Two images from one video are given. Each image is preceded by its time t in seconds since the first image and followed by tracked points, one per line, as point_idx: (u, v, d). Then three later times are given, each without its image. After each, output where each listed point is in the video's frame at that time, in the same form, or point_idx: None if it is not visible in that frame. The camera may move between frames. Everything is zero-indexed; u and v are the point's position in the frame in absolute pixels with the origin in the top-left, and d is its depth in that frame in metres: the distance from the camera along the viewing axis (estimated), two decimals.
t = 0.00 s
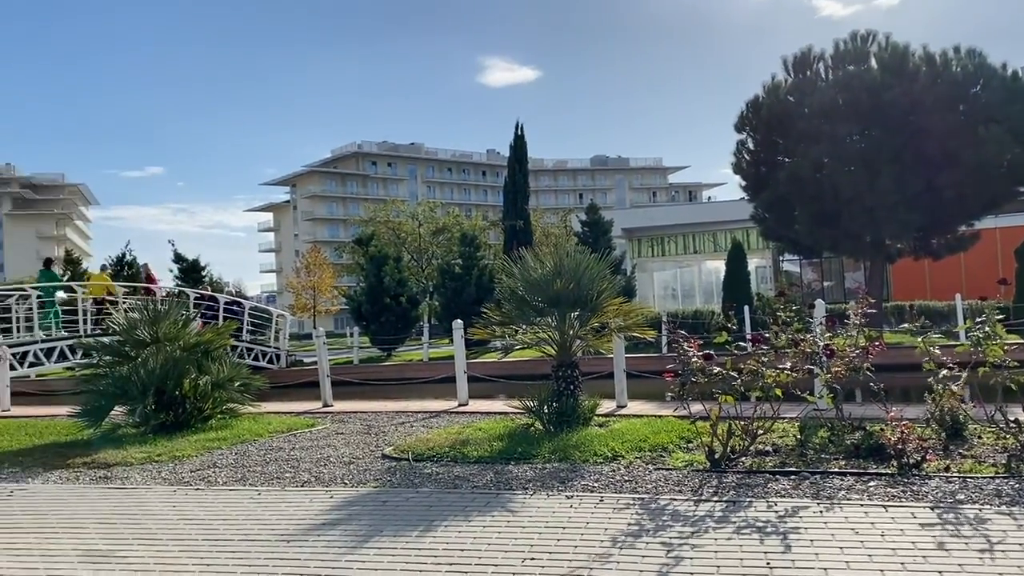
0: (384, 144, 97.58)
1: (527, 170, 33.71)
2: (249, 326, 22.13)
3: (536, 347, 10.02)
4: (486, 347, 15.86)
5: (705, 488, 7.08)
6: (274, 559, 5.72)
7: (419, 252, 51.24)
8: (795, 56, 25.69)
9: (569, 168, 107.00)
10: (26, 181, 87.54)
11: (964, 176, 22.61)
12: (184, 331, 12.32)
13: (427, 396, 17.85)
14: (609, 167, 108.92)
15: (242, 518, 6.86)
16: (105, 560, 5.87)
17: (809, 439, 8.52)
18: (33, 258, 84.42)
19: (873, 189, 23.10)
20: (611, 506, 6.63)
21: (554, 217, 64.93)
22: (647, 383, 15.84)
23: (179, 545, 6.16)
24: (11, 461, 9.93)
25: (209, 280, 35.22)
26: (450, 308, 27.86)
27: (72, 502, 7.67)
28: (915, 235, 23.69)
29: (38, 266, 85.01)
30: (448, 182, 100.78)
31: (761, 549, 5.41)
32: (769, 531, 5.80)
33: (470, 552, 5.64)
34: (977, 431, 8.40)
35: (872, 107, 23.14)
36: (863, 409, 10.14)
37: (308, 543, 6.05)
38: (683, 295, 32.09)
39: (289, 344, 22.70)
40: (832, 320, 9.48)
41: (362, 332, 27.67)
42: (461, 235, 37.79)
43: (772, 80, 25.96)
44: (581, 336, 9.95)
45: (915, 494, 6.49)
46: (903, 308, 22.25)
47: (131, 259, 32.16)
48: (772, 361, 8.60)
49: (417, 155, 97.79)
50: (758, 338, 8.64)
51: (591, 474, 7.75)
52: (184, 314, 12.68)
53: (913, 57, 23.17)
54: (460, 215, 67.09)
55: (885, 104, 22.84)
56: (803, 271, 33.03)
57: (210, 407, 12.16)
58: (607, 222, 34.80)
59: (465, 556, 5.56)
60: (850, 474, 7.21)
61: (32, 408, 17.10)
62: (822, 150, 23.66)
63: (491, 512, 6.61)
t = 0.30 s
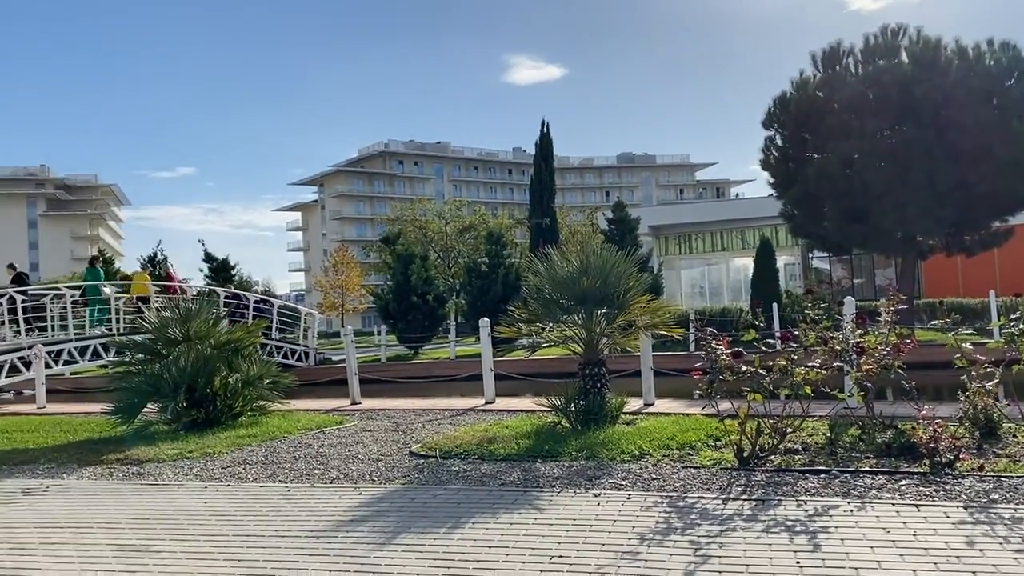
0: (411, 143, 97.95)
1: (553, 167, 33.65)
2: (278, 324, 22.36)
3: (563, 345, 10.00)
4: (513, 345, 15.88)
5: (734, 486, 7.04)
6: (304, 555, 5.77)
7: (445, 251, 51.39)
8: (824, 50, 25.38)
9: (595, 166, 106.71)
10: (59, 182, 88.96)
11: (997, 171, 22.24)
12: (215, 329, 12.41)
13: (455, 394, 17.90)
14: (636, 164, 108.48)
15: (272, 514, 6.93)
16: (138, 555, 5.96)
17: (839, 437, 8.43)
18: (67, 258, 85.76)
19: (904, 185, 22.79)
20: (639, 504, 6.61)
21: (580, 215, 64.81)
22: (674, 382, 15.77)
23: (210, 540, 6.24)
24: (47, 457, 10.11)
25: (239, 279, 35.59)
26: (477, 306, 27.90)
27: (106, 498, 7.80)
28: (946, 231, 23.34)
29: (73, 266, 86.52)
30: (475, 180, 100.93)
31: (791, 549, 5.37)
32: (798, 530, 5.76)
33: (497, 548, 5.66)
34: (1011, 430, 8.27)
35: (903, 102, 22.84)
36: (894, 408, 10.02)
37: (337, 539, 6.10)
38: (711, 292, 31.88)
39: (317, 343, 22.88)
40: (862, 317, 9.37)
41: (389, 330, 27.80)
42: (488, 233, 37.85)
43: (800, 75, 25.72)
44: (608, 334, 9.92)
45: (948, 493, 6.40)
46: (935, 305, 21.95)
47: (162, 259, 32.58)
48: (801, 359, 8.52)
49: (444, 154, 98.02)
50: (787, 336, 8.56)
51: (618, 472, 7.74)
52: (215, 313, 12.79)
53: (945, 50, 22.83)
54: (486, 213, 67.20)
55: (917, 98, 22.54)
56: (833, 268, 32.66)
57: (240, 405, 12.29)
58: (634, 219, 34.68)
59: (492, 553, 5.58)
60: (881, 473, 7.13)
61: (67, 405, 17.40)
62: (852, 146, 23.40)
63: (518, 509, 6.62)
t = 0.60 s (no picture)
0: (435, 141, 98.17)
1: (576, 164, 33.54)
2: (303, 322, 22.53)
3: (587, 343, 9.96)
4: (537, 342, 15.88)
5: (760, 484, 6.99)
6: (330, 550, 5.81)
7: (469, 248, 51.45)
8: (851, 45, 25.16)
9: (619, 162, 106.36)
10: (88, 181, 90.17)
11: None
12: (242, 326, 12.52)
13: (479, 391, 17.93)
14: (660, 161, 107.97)
15: (299, 509, 6.99)
16: (168, 548, 6.03)
17: (867, 435, 8.34)
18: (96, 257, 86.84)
19: (933, 180, 22.42)
20: (664, 502, 6.59)
21: (604, 211, 64.59)
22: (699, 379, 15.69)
23: (239, 535, 6.31)
24: (79, 452, 10.26)
25: (265, 276, 35.89)
26: (501, 304, 27.92)
27: (136, 492, 7.91)
28: (976, 227, 22.94)
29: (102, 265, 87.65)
30: (498, 178, 100.96)
31: (818, 547, 5.33)
32: (826, 528, 5.71)
33: (523, 545, 5.67)
34: None
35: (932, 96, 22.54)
36: (923, 406, 9.90)
37: (363, 534, 6.14)
38: (737, 289, 31.67)
39: (343, 340, 23.02)
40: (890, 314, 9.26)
41: (414, 327, 27.90)
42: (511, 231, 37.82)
43: (827, 71, 25.50)
44: (632, 331, 9.88)
45: (979, 492, 6.31)
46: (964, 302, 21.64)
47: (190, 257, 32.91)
48: (829, 356, 8.44)
49: (467, 152, 98.16)
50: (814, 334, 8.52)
51: (644, 469, 7.71)
52: (241, 310, 12.90)
53: (976, 43, 22.47)
54: (510, 210, 67.21)
55: (946, 91, 22.22)
56: (860, 265, 32.51)
57: (267, 401, 12.41)
58: (658, 216, 34.53)
59: (517, 550, 5.59)
60: (910, 472, 7.05)
61: (97, 401, 17.65)
62: (879, 141, 23.14)
63: (543, 506, 6.63)
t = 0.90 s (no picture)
0: (458, 137, 98.29)
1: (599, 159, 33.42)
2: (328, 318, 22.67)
3: (612, 339, 9.93)
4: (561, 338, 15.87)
5: (786, 481, 6.95)
6: (356, 543, 5.85)
7: (492, 244, 51.45)
8: (878, 39, 24.84)
9: (643, 158, 105.93)
10: (116, 179, 91.27)
11: None
12: (268, 321, 12.62)
13: (503, 387, 17.95)
14: (684, 156, 107.42)
15: (325, 503, 7.04)
16: (196, 541, 6.10)
17: (895, 432, 8.26)
18: (123, 253, 87.78)
19: (963, 175, 22.12)
20: (690, 499, 6.56)
21: (628, 208, 64.39)
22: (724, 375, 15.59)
23: (266, 528, 6.37)
24: (109, 445, 10.41)
25: (290, 273, 36.13)
26: (524, 300, 27.91)
27: (165, 485, 8.01)
28: (1006, 222, 22.65)
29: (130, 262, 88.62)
30: (522, 174, 100.91)
31: (846, 545, 5.29)
32: (853, 526, 5.66)
33: (547, 540, 5.68)
34: None
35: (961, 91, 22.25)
36: (952, 404, 9.78)
37: (388, 528, 6.17)
38: (762, 286, 31.47)
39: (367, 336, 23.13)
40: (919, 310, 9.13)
41: (437, 323, 27.98)
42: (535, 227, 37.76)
43: (854, 64, 25.23)
44: (657, 327, 9.84)
45: (1009, 492, 6.23)
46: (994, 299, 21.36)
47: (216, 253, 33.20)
48: (856, 353, 8.36)
49: (490, 148, 98.22)
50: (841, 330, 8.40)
51: (668, 466, 7.69)
52: (268, 305, 13.01)
53: (1006, 36, 22.10)
54: (534, 207, 67.13)
55: (975, 86, 21.90)
56: (887, 262, 31.95)
57: (292, 396, 12.53)
58: (682, 212, 34.34)
59: (542, 545, 5.60)
60: (939, 470, 6.98)
61: (125, 395, 17.86)
62: (907, 136, 22.89)
63: (567, 501, 6.63)
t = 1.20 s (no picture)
0: (483, 132, 98.31)
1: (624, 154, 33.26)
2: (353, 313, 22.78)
3: (637, 335, 9.89)
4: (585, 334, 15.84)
5: (814, 479, 6.89)
6: (381, 537, 5.88)
7: (516, 240, 51.42)
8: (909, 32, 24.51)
9: (669, 153, 105.33)
10: (145, 174, 92.33)
11: None
12: (294, 316, 12.73)
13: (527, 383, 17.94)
14: (710, 151, 106.67)
15: (350, 497, 7.08)
16: (224, 533, 6.16)
17: (925, 430, 8.16)
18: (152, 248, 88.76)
19: (996, 169, 21.81)
20: (715, 496, 6.53)
21: (652, 202, 64.08)
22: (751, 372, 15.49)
23: (292, 521, 6.42)
24: (139, 438, 10.54)
25: (315, 267, 36.37)
26: (548, 296, 27.87)
27: (193, 478, 8.09)
28: None
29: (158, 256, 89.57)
30: (546, 169, 100.70)
31: (875, 544, 5.24)
32: (882, 525, 5.60)
33: (572, 536, 5.67)
34: None
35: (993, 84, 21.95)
36: (982, 402, 9.65)
37: (413, 523, 6.19)
38: (788, 281, 31.21)
39: (391, 330, 23.22)
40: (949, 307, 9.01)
41: (462, 318, 28.06)
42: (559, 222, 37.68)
43: (884, 58, 24.94)
44: (682, 324, 9.78)
45: None
46: None
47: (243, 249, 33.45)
48: (885, 350, 8.25)
49: (515, 143, 98.18)
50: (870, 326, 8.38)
51: (694, 463, 7.64)
52: (294, 300, 13.11)
53: None
54: (558, 202, 66.95)
55: (1008, 79, 21.61)
56: (917, 257, 32.20)
57: (318, 390, 12.61)
58: (708, 207, 34.10)
59: (568, 541, 5.59)
60: (970, 469, 6.88)
61: (154, 389, 18.07)
62: (938, 130, 22.61)
63: (592, 498, 6.62)
